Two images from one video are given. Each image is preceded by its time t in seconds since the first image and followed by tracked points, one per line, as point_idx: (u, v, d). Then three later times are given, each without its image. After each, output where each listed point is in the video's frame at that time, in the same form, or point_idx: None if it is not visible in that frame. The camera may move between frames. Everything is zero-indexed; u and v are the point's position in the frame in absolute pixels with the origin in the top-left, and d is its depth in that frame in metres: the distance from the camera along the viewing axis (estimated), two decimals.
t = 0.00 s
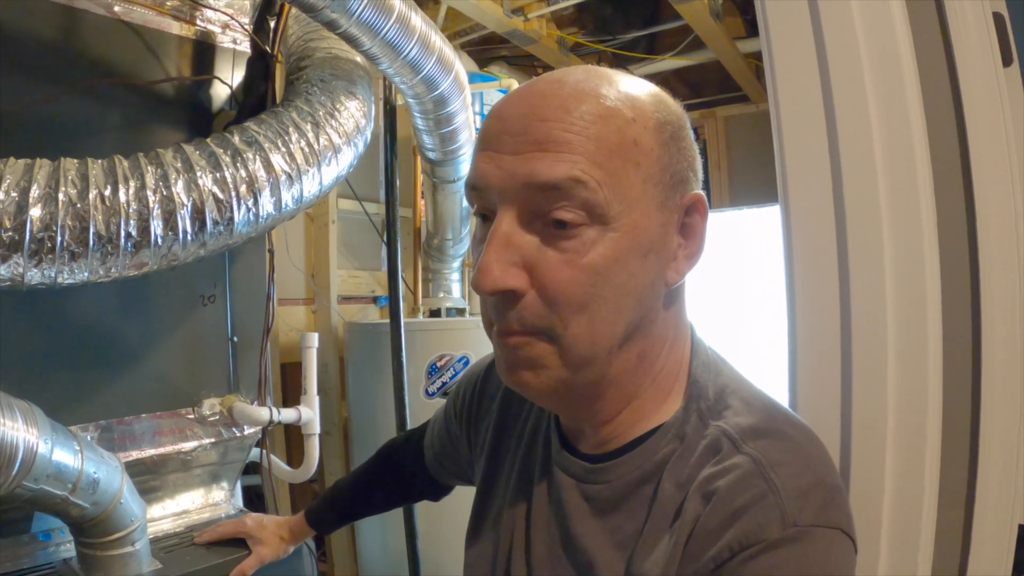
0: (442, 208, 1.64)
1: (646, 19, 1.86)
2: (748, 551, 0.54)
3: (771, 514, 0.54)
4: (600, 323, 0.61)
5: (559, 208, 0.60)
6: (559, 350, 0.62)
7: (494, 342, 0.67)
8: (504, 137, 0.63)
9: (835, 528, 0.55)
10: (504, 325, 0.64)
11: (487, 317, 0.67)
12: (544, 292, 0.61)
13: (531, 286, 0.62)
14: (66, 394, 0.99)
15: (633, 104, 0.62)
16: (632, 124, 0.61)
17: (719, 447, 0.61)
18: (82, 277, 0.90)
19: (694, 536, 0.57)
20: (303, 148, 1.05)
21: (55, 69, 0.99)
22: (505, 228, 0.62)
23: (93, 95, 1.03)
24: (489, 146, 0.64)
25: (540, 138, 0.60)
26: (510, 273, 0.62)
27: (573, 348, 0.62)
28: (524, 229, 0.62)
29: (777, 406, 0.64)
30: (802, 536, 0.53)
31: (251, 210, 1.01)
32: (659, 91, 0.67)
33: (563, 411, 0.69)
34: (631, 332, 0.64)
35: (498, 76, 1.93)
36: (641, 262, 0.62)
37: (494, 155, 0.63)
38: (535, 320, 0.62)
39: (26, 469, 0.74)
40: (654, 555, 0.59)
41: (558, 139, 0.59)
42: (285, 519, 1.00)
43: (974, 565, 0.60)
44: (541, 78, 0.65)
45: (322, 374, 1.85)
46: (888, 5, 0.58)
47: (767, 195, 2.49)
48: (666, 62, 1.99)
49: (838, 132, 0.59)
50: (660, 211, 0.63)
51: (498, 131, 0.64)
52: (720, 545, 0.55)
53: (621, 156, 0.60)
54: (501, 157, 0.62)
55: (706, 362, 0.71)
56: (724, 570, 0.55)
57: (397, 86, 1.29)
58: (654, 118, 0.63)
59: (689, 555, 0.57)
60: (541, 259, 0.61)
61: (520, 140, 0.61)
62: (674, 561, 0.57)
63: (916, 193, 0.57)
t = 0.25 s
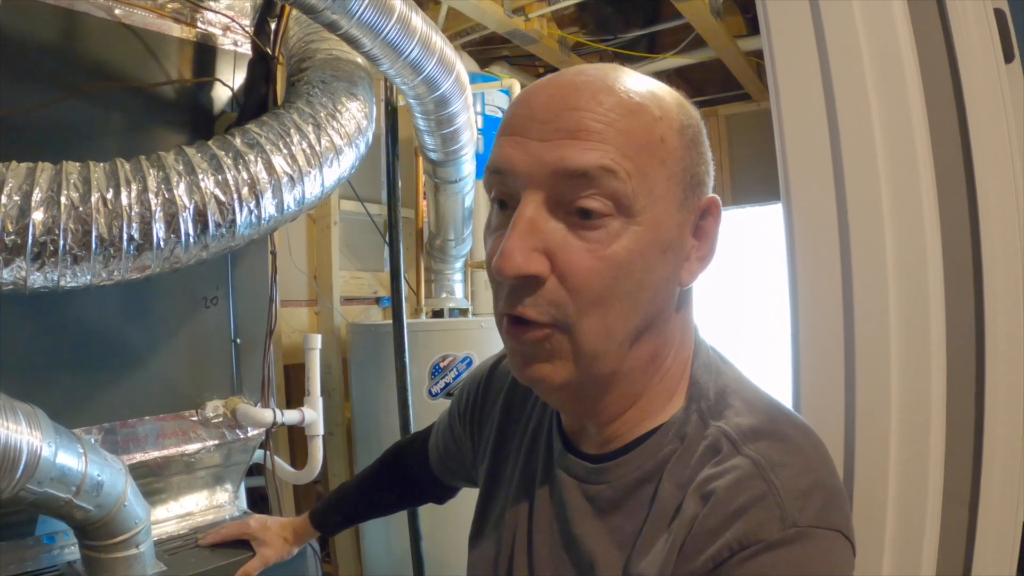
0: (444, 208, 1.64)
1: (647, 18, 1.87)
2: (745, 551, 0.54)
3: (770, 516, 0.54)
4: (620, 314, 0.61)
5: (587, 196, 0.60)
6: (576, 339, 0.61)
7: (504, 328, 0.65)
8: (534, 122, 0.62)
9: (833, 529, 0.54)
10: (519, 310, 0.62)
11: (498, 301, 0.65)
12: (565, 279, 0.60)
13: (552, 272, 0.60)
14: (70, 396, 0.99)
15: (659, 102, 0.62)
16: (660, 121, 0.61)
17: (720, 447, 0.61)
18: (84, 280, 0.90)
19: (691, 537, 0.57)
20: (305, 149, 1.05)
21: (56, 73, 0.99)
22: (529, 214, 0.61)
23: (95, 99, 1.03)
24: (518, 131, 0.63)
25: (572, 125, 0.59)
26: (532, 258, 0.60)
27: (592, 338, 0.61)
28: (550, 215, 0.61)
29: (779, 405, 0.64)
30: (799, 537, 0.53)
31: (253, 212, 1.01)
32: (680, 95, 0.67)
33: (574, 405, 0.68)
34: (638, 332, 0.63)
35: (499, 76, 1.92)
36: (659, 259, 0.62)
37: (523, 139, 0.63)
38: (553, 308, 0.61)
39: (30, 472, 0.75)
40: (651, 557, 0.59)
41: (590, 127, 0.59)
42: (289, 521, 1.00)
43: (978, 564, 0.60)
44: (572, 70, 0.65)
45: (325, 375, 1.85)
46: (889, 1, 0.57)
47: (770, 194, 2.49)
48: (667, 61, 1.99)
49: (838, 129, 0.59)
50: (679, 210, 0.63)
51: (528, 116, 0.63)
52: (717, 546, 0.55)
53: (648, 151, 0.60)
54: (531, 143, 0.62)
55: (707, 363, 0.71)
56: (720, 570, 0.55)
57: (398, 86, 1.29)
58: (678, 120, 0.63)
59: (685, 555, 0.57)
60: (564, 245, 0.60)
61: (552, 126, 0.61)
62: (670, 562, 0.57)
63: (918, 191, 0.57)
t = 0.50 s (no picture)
0: (445, 213, 1.64)
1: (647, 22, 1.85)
2: (762, 561, 0.54)
3: (783, 527, 0.55)
4: (627, 331, 0.61)
5: (589, 219, 0.59)
6: (584, 358, 0.61)
7: (510, 351, 0.65)
8: (529, 146, 0.61)
9: (843, 534, 0.54)
10: (526, 336, 0.62)
11: (503, 326, 0.65)
12: (572, 305, 0.60)
13: (559, 297, 0.60)
14: (72, 401, 0.99)
15: (655, 113, 0.62)
16: (657, 134, 0.61)
17: (726, 454, 0.61)
18: (87, 285, 0.90)
19: (705, 547, 0.57)
20: (307, 155, 1.06)
21: (60, 79, 1.00)
22: (532, 241, 0.61)
23: (98, 105, 1.04)
24: (512, 155, 0.63)
25: (569, 148, 0.59)
26: (540, 285, 0.60)
27: (600, 357, 0.61)
28: (553, 244, 0.61)
29: (781, 411, 0.64)
30: (812, 545, 0.53)
31: (256, 218, 1.01)
32: (674, 97, 0.68)
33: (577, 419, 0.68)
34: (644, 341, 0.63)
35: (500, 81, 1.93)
36: (664, 272, 0.62)
37: (518, 165, 0.62)
38: (562, 332, 0.61)
39: (32, 478, 0.75)
40: (661, 565, 0.59)
41: (588, 150, 0.58)
42: (291, 526, 1.00)
43: (982, 567, 0.59)
44: (563, 84, 0.64)
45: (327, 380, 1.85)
46: (888, 3, 0.58)
47: (770, 198, 2.49)
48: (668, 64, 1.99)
49: (839, 131, 0.59)
50: (681, 220, 0.63)
51: (522, 139, 0.62)
52: (733, 556, 0.55)
53: (649, 167, 0.60)
54: (527, 167, 0.61)
55: (710, 368, 0.71)
56: None
57: (399, 92, 1.30)
58: (674, 128, 0.63)
59: (697, 566, 0.57)
60: (570, 270, 0.60)
61: (548, 150, 0.60)
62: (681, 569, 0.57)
63: (919, 193, 0.57)
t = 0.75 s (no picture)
0: (448, 216, 1.64)
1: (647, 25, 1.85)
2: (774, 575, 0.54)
3: (793, 538, 0.55)
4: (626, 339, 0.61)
5: (586, 227, 0.59)
6: (583, 367, 0.62)
7: (510, 361, 0.65)
8: (524, 154, 0.61)
9: (851, 541, 0.54)
10: (525, 346, 0.62)
11: (502, 334, 0.65)
12: (570, 313, 0.60)
13: (558, 306, 0.61)
14: (75, 404, 0.99)
15: (651, 116, 0.62)
16: (653, 138, 0.61)
17: (730, 461, 0.61)
18: (90, 290, 0.90)
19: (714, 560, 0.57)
20: (309, 159, 1.06)
21: (63, 84, 1.00)
22: (528, 251, 0.61)
23: (101, 109, 1.04)
24: (507, 163, 0.63)
25: (564, 156, 0.59)
26: (537, 295, 0.60)
27: (599, 366, 0.61)
28: (549, 252, 0.61)
29: (783, 416, 0.64)
30: (821, 555, 0.53)
31: (258, 222, 1.01)
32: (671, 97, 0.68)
33: (576, 426, 0.68)
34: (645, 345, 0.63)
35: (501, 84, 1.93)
36: (662, 277, 0.62)
37: (513, 174, 0.62)
38: (560, 341, 0.61)
39: (36, 482, 0.75)
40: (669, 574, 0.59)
41: (584, 157, 0.58)
42: (294, 529, 1.00)
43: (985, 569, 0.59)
44: (558, 89, 0.64)
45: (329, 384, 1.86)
46: (889, 4, 0.58)
47: (772, 199, 2.49)
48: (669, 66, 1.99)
49: (840, 132, 0.59)
50: (679, 225, 0.63)
51: (517, 148, 0.62)
52: (743, 569, 0.55)
53: (646, 173, 0.60)
54: (523, 176, 0.61)
55: (712, 373, 0.71)
56: None
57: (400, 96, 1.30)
58: (671, 131, 0.63)
59: None
60: (568, 279, 0.60)
61: (543, 158, 0.60)
62: None
63: (920, 194, 0.57)
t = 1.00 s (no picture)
0: (450, 212, 1.64)
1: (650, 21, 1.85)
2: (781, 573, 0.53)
3: (800, 537, 0.54)
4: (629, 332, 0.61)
5: (587, 216, 0.59)
6: (586, 357, 0.61)
7: (513, 351, 0.65)
8: (526, 143, 0.61)
9: (859, 537, 0.54)
10: (527, 334, 0.62)
11: (505, 323, 0.65)
12: (571, 302, 0.60)
13: (558, 295, 0.60)
14: (79, 402, 1.00)
15: (653, 108, 0.62)
16: (655, 129, 0.61)
17: (735, 457, 0.61)
18: (92, 289, 0.90)
19: (719, 559, 0.56)
20: (311, 156, 1.06)
21: (64, 83, 1.00)
22: (529, 239, 0.60)
23: (102, 108, 1.04)
24: (508, 152, 0.62)
25: (565, 145, 0.58)
26: (537, 284, 0.59)
27: (602, 357, 0.61)
28: (550, 240, 0.61)
29: (788, 411, 0.64)
30: (830, 554, 0.53)
31: (260, 219, 1.01)
32: (674, 91, 0.67)
33: (579, 418, 0.68)
34: (649, 341, 0.63)
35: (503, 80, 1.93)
36: (664, 269, 0.62)
37: (514, 163, 0.61)
38: (562, 328, 0.61)
39: (39, 481, 0.75)
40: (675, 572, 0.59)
41: (584, 146, 0.58)
42: (299, 527, 1.00)
43: (991, 566, 0.59)
44: (560, 81, 0.64)
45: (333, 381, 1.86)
46: None
47: (776, 195, 2.47)
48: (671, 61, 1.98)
49: (843, 125, 0.59)
50: (682, 217, 0.63)
51: (519, 137, 0.62)
52: (750, 568, 0.55)
53: (647, 163, 0.59)
54: (524, 165, 0.61)
55: (716, 368, 0.70)
56: None
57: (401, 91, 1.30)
58: (673, 123, 0.63)
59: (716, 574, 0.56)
60: (568, 268, 0.60)
61: (545, 147, 0.60)
62: None
63: (925, 188, 0.56)
